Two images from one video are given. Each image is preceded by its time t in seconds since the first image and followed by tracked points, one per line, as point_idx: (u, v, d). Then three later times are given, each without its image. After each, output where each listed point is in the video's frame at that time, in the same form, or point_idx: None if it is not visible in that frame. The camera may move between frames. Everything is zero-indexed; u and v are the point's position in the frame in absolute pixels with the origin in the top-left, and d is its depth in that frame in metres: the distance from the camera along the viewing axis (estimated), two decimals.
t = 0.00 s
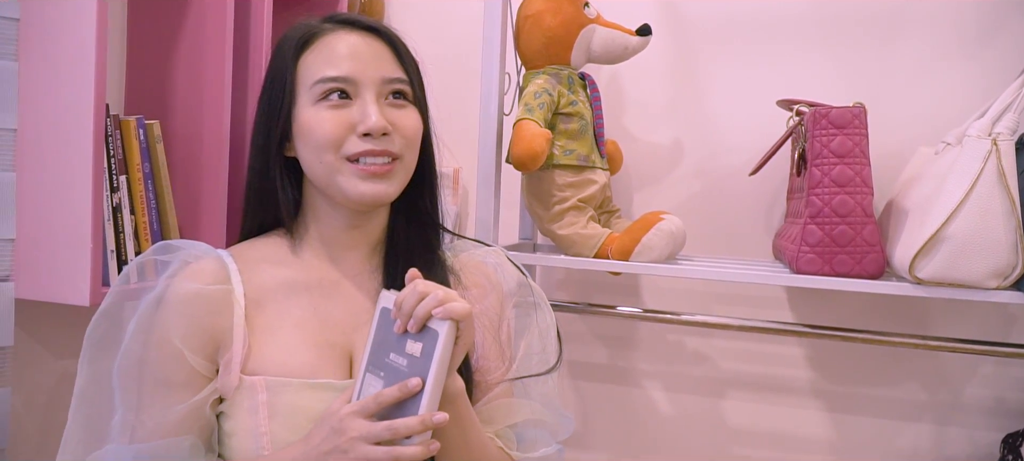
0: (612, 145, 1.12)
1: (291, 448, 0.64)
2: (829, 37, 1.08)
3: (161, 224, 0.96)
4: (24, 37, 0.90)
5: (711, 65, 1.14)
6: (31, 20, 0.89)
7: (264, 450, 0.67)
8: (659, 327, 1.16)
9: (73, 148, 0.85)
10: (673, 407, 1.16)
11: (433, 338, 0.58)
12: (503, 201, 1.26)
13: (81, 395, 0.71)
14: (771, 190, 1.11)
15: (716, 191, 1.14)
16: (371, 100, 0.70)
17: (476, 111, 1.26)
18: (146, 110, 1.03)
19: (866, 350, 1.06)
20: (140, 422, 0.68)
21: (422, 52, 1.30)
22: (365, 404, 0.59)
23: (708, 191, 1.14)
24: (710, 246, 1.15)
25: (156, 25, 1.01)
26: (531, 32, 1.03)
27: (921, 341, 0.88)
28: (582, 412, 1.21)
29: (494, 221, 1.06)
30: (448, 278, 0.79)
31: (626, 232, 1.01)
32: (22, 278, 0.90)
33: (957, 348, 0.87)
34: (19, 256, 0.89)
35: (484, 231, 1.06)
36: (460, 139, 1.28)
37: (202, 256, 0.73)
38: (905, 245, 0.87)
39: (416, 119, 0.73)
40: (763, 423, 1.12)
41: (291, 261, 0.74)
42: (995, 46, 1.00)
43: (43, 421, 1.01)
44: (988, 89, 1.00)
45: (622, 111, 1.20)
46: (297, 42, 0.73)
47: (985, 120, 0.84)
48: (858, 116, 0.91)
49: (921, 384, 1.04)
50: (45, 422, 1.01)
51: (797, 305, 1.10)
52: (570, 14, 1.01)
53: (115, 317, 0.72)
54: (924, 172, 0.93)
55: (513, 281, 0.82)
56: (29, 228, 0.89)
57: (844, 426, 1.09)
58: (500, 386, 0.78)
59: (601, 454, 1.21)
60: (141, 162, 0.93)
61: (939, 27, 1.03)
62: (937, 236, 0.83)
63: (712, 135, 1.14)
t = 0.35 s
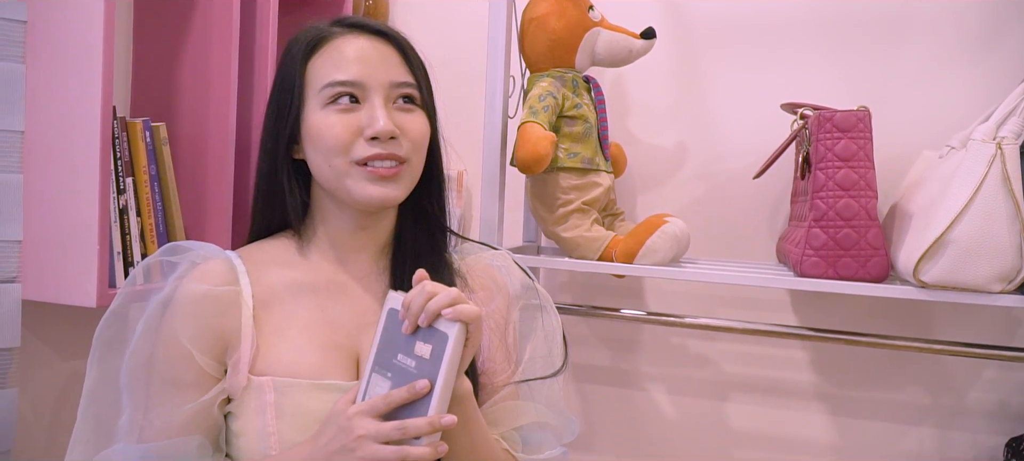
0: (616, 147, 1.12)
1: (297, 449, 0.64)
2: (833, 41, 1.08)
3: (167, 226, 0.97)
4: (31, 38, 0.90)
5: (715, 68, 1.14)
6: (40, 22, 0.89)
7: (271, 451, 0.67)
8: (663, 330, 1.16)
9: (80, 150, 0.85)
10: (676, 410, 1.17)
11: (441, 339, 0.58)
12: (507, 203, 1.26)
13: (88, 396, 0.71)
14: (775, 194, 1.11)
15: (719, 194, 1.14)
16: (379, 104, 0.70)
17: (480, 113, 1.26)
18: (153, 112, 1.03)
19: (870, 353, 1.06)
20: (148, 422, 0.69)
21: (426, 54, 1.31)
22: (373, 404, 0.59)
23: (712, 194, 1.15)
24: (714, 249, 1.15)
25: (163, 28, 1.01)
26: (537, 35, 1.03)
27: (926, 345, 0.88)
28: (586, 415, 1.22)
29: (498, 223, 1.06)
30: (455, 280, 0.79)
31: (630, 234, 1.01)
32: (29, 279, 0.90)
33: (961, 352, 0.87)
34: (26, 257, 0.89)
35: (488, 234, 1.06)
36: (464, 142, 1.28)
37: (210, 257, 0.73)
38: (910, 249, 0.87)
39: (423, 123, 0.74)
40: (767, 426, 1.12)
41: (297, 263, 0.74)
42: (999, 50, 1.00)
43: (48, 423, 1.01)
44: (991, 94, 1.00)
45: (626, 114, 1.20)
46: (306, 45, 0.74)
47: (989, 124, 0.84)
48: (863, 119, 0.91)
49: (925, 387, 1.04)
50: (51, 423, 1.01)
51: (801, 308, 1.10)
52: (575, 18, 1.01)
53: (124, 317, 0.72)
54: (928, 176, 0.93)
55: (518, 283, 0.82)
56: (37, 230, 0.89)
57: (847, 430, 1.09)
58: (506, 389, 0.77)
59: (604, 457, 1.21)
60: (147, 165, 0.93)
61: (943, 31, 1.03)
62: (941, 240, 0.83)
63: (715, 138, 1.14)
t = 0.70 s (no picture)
0: (618, 150, 1.12)
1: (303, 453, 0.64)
2: (835, 43, 1.08)
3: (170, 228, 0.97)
4: (35, 41, 0.91)
5: (718, 71, 1.14)
6: (44, 25, 0.90)
7: (275, 454, 0.67)
8: (666, 332, 1.16)
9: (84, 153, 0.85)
10: (679, 412, 1.17)
11: (449, 362, 0.57)
12: (510, 205, 1.27)
13: (93, 400, 0.71)
14: (778, 196, 1.11)
15: (722, 197, 1.14)
16: (380, 110, 0.70)
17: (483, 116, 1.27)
18: (156, 115, 1.03)
19: (873, 356, 1.06)
20: (153, 426, 0.69)
21: (429, 57, 1.31)
22: (374, 414, 0.59)
23: (714, 196, 1.15)
24: (716, 251, 1.15)
25: (167, 31, 1.02)
26: (539, 38, 1.03)
27: (928, 347, 0.88)
28: (589, 417, 1.22)
29: (501, 226, 1.06)
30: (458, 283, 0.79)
31: (633, 237, 1.01)
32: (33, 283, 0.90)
33: (965, 355, 0.87)
34: (30, 261, 0.90)
35: (491, 237, 1.07)
36: (467, 145, 1.28)
37: (216, 260, 0.73)
38: (913, 251, 0.87)
39: (425, 128, 0.74)
40: (770, 428, 1.12)
41: (301, 267, 0.75)
42: (1002, 53, 1.00)
43: (51, 426, 1.01)
44: (994, 97, 1.00)
45: (629, 116, 1.20)
46: (309, 49, 0.74)
47: (992, 127, 0.84)
48: (866, 122, 0.91)
49: (929, 390, 1.04)
50: (55, 425, 1.01)
51: (805, 311, 1.10)
52: (578, 21, 1.02)
53: (129, 321, 0.72)
54: (931, 178, 0.93)
55: (521, 286, 0.83)
56: (40, 233, 0.89)
57: (851, 432, 1.09)
58: (509, 393, 0.78)
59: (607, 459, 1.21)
60: (152, 167, 0.94)
61: (945, 34, 1.03)
62: (945, 243, 0.83)
63: (717, 140, 1.14)
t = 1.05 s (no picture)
0: (621, 151, 1.12)
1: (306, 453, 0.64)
2: (837, 44, 1.08)
3: (174, 229, 0.97)
4: (40, 44, 0.91)
5: (721, 72, 1.14)
6: (48, 27, 0.90)
7: (275, 453, 0.68)
8: (668, 333, 1.16)
9: (87, 154, 0.85)
10: (682, 412, 1.17)
11: (377, 406, 0.53)
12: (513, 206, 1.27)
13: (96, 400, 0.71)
14: (781, 197, 1.11)
15: (725, 197, 1.14)
16: (369, 112, 0.70)
17: (486, 117, 1.27)
18: (159, 117, 1.04)
19: (875, 356, 1.06)
20: (155, 426, 0.69)
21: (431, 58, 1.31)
22: (316, 449, 0.57)
23: (717, 197, 1.15)
24: (719, 252, 1.15)
25: (169, 33, 1.02)
26: (541, 39, 1.03)
27: (931, 347, 0.88)
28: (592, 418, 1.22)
29: (504, 226, 1.07)
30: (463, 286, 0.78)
31: (637, 238, 1.01)
32: (37, 283, 0.90)
33: (968, 355, 0.87)
34: (34, 262, 0.90)
35: (494, 237, 1.07)
36: (470, 146, 1.28)
37: (220, 261, 0.74)
38: (916, 252, 0.87)
39: (417, 128, 0.73)
40: (773, 429, 1.12)
41: (305, 267, 0.75)
42: (1005, 53, 1.00)
43: (56, 426, 1.01)
44: (997, 97, 1.00)
45: (631, 117, 1.20)
46: (303, 53, 0.74)
47: (996, 127, 0.84)
48: (869, 123, 0.91)
49: (931, 390, 1.04)
50: (58, 426, 1.01)
51: (808, 311, 1.10)
52: (580, 21, 1.01)
53: (134, 322, 0.73)
54: (934, 179, 0.93)
55: (524, 287, 0.83)
56: (44, 234, 0.90)
57: (853, 433, 1.08)
58: (516, 389, 0.78)
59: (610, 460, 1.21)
60: (155, 168, 0.94)
61: (947, 35, 1.02)
62: (947, 244, 0.83)
63: (720, 141, 1.14)
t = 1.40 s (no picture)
0: (623, 151, 1.12)
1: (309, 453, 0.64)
2: (840, 44, 1.08)
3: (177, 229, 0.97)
4: (44, 44, 0.91)
5: (723, 72, 1.14)
6: (52, 28, 0.90)
7: (275, 452, 0.68)
8: (671, 333, 1.16)
9: (91, 154, 0.85)
10: (684, 413, 1.17)
11: (376, 404, 0.52)
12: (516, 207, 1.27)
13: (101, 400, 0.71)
14: (783, 197, 1.11)
15: (727, 197, 1.14)
16: (369, 111, 0.70)
17: (489, 117, 1.27)
18: (163, 118, 1.04)
19: (877, 357, 1.06)
20: (160, 424, 0.69)
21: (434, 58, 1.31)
22: (318, 447, 0.57)
23: (720, 197, 1.15)
24: (722, 252, 1.15)
25: (172, 33, 1.02)
26: (544, 40, 1.03)
27: (934, 348, 0.88)
28: (594, 418, 1.22)
29: (506, 226, 1.07)
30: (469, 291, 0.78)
31: (639, 238, 1.01)
32: (41, 283, 0.90)
33: (971, 356, 0.86)
34: (38, 262, 0.90)
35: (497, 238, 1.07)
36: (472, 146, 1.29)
37: (227, 260, 0.74)
38: (919, 252, 0.87)
39: (417, 128, 0.72)
40: (775, 429, 1.12)
41: (309, 267, 0.75)
42: (1007, 53, 1.00)
43: (59, 426, 1.01)
44: (999, 97, 1.00)
45: (634, 117, 1.20)
46: (311, 54, 0.76)
47: (999, 127, 0.84)
48: (872, 123, 0.91)
49: (933, 391, 1.04)
50: (62, 426, 1.02)
51: (810, 311, 1.10)
52: (583, 22, 1.02)
53: (140, 321, 0.73)
54: (937, 179, 0.93)
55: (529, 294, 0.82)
56: (48, 234, 0.90)
57: (856, 433, 1.08)
58: (515, 394, 0.77)
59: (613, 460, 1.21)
60: (158, 169, 0.94)
61: (950, 35, 1.02)
62: (950, 244, 0.83)
63: (723, 141, 1.14)
